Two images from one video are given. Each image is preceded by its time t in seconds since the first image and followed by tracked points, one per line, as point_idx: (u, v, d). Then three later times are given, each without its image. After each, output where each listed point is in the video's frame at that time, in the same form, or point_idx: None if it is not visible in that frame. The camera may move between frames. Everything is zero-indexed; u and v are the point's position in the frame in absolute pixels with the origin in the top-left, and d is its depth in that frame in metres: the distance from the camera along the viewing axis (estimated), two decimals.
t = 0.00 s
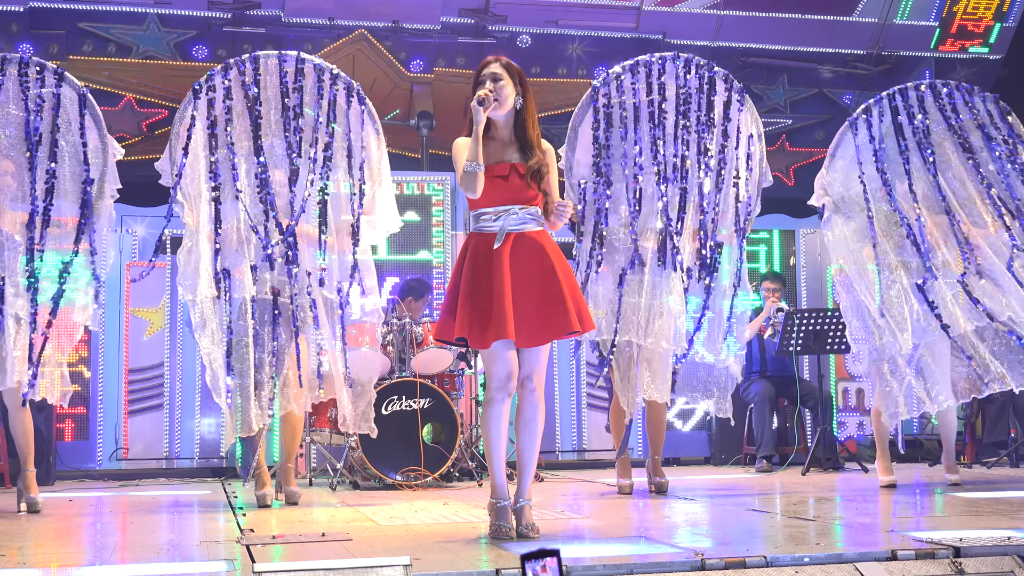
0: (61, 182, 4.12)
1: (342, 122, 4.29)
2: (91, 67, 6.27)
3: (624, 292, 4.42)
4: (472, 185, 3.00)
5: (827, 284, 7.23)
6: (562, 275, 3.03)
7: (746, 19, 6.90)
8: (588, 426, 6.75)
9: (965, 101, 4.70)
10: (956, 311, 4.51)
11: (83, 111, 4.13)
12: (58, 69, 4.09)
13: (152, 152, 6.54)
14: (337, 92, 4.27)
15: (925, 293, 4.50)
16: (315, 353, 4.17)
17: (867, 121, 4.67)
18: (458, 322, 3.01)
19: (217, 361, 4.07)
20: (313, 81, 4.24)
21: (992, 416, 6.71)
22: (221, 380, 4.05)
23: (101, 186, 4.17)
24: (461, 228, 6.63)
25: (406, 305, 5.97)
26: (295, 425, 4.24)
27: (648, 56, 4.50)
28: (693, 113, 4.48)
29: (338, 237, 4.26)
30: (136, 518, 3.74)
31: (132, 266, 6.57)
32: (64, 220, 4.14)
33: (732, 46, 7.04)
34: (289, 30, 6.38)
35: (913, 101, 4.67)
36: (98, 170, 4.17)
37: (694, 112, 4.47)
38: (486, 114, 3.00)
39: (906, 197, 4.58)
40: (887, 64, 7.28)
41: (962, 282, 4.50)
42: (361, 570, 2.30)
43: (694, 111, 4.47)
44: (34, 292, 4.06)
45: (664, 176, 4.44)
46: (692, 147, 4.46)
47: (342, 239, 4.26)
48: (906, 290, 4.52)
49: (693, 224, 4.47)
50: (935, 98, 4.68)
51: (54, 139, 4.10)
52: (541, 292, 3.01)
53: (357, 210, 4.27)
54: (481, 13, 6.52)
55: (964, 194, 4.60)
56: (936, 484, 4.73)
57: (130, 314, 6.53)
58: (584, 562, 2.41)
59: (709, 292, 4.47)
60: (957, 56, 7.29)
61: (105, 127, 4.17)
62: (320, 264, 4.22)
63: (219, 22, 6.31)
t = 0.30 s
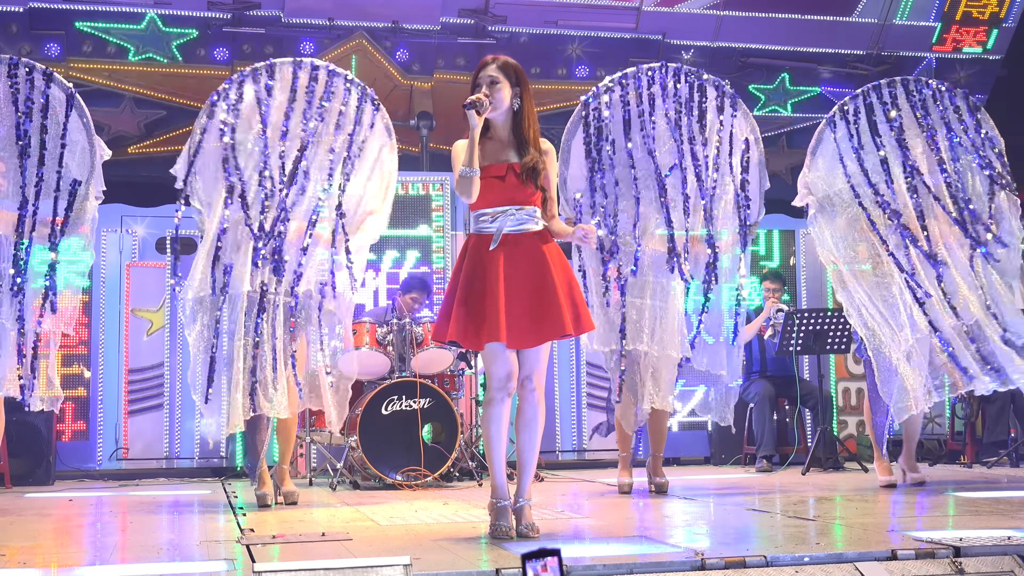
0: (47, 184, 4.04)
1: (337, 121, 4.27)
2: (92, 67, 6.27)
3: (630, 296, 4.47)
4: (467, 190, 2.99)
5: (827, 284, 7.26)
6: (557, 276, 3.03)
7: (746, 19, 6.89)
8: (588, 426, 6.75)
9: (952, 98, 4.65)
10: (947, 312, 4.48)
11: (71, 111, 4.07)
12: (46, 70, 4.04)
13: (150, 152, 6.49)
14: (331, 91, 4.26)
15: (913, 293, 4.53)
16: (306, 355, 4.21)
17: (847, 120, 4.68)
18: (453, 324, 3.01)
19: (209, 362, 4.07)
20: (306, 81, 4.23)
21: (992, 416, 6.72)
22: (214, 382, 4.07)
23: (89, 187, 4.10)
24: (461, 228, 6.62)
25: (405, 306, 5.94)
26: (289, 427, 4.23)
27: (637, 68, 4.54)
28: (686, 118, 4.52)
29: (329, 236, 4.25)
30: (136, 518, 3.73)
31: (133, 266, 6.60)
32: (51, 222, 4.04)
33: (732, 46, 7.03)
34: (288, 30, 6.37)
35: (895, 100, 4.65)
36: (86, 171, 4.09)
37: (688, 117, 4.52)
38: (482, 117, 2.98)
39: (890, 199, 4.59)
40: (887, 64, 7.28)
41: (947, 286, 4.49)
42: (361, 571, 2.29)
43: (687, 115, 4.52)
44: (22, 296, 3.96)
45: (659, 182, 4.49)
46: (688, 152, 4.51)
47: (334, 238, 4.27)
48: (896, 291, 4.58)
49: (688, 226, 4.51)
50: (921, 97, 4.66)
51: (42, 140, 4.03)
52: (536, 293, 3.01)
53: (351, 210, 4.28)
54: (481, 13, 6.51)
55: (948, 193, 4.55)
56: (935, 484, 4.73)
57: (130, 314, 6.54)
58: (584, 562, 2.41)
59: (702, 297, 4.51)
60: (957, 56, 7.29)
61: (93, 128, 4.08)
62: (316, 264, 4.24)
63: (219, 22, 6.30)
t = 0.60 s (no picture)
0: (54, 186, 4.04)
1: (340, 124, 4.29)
2: (91, 67, 6.29)
3: (632, 295, 4.54)
4: (466, 199, 2.99)
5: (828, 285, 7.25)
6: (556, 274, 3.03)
7: (746, 19, 6.89)
8: (588, 427, 6.75)
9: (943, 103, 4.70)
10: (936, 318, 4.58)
11: (79, 116, 4.07)
12: (56, 74, 4.05)
13: (152, 152, 6.56)
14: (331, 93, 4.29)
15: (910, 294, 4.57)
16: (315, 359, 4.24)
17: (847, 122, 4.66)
18: (453, 325, 3.02)
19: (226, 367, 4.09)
20: (304, 83, 4.23)
21: (991, 416, 6.73)
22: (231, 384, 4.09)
23: (93, 193, 4.06)
24: (461, 228, 6.64)
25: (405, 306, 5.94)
26: (287, 428, 4.24)
27: (633, 78, 4.60)
28: (683, 125, 4.58)
29: (336, 237, 4.24)
30: (136, 518, 3.74)
31: (133, 266, 6.59)
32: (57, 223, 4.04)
33: (732, 46, 7.03)
34: (288, 30, 6.36)
35: (890, 104, 4.68)
36: (92, 175, 4.06)
37: (684, 125, 4.58)
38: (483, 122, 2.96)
39: (885, 202, 4.62)
40: (887, 64, 7.28)
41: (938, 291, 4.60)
42: (361, 570, 2.30)
43: (684, 123, 4.59)
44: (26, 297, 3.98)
45: (657, 188, 4.55)
46: (686, 160, 4.57)
47: (339, 240, 4.24)
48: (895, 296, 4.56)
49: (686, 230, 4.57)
50: (916, 101, 4.69)
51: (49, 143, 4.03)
52: (536, 291, 3.00)
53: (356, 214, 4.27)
54: (481, 13, 6.51)
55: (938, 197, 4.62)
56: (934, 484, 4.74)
57: (130, 315, 6.54)
58: (584, 562, 2.41)
59: (700, 299, 4.58)
60: (957, 56, 7.29)
61: (101, 133, 4.08)
62: (322, 268, 4.22)
63: (219, 22, 6.26)
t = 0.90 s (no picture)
0: (52, 185, 4.05)
1: (330, 122, 4.25)
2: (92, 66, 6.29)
3: (631, 296, 4.55)
4: (465, 196, 2.99)
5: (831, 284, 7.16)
6: (555, 275, 3.02)
7: (746, 19, 6.89)
8: (588, 427, 6.75)
9: (937, 103, 4.70)
10: (931, 319, 4.63)
11: (76, 114, 4.07)
12: (52, 71, 4.05)
13: (152, 153, 6.56)
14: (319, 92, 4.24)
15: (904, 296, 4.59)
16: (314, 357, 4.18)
17: (833, 125, 4.71)
18: (452, 326, 3.01)
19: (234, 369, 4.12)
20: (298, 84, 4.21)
21: (992, 416, 6.72)
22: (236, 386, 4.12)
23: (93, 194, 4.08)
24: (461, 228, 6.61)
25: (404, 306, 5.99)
26: (287, 435, 4.24)
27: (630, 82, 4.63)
28: (679, 126, 4.59)
29: (334, 239, 4.26)
30: (136, 518, 3.74)
31: (133, 266, 6.54)
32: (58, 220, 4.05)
33: (732, 46, 7.03)
34: (289, 30, 6.38)
35: (879, 106, 4.69)
36: (92, 175, 4.08)
37: (682, 126, 4.59)
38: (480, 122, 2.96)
39: (875, 205, 4.64)
40: (887, 64, 7.29)
41: (938, 293, 4.62)
42: (361, 570, 2.29)
43: (678, 123, 4.59)
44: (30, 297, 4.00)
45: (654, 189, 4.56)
46: (683, 162, 4.58)
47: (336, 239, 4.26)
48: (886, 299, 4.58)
49: (681, 229, 4.58)
50: (904, 102, 4.70)
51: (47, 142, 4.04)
52: (535, 291, 3.00)
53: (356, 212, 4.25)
54: (481, 13, 6.53)
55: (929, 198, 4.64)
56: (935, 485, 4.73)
57: (130, 315, 6.51)
58: (584, 562, 2.41)
59: (696, 299, 4.58)
60: (957, 56, 7.28)
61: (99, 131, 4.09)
62: (322, 266, 4.23)
63: (219, 22, 6.31)
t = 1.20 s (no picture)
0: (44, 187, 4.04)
1: (325, 121, 4.23)
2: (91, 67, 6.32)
3: (619, 297, 4.56)
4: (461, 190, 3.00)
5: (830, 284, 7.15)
6: (555, 275, 3.02)
7: (746, 19, 6.89)
8: (588, 427, 6.75)
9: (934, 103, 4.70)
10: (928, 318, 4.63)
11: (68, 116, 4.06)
12: (45, 73, 4.03)
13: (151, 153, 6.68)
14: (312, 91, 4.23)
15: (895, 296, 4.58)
16: (312, 358, 4.17)
17: (825, 125, 4.73)
18: (451, 326, 3.01)
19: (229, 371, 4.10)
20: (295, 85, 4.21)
21: (992, 417, 6.72)
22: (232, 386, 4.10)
23: (86, 195, 4.07)
24: (461, 228, 6.55)
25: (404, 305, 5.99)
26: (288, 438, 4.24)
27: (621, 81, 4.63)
28: (671, 125, 4.59)
29: (334, 239, 4.23)
30: (136, 518, 3.74)
31: (133, 266, 6.52)
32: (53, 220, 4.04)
33: (732, 46, 7.03)
34: (288, 30, 6.36)
35: (872, 106, 4.69)
36: (85, 177, 4.07)
37: (675, 126, 4.59)
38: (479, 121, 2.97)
39: (867, 206, 4.66)
40: (887, 64, 7.29)
41: (932, 293, 4.61)
42: (361, 570, 2.29)
43: (670, 123, 4.59)
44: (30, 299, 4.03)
45: (642, 189, 4.60)
46: (674, 162, 4.59)
47: (333, 237, 4.24)
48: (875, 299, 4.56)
49: (673, 230, 4.60)
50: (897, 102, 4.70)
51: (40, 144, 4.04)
52: (534, 292, 2.99)
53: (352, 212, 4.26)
54: (481, 13, 6.51)
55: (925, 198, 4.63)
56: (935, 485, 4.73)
57: (130, 315, 6.50)
58: (584, 562, 2.41)
59: (686, 299, 4.60)
60: (957, 56, 7.28)
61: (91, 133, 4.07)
62: (319, 264, 4.22)
63: (219, 22, 6.31)
